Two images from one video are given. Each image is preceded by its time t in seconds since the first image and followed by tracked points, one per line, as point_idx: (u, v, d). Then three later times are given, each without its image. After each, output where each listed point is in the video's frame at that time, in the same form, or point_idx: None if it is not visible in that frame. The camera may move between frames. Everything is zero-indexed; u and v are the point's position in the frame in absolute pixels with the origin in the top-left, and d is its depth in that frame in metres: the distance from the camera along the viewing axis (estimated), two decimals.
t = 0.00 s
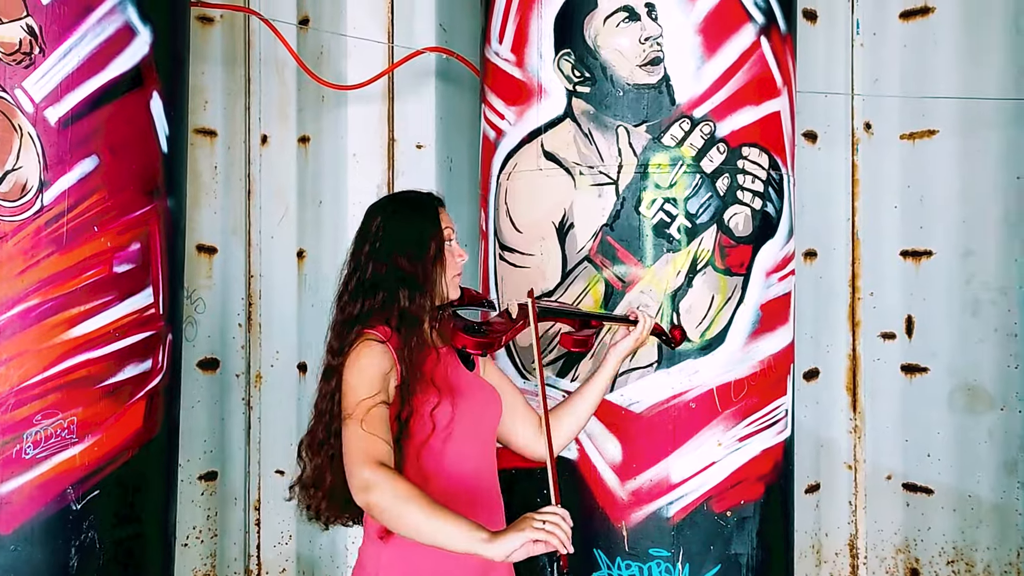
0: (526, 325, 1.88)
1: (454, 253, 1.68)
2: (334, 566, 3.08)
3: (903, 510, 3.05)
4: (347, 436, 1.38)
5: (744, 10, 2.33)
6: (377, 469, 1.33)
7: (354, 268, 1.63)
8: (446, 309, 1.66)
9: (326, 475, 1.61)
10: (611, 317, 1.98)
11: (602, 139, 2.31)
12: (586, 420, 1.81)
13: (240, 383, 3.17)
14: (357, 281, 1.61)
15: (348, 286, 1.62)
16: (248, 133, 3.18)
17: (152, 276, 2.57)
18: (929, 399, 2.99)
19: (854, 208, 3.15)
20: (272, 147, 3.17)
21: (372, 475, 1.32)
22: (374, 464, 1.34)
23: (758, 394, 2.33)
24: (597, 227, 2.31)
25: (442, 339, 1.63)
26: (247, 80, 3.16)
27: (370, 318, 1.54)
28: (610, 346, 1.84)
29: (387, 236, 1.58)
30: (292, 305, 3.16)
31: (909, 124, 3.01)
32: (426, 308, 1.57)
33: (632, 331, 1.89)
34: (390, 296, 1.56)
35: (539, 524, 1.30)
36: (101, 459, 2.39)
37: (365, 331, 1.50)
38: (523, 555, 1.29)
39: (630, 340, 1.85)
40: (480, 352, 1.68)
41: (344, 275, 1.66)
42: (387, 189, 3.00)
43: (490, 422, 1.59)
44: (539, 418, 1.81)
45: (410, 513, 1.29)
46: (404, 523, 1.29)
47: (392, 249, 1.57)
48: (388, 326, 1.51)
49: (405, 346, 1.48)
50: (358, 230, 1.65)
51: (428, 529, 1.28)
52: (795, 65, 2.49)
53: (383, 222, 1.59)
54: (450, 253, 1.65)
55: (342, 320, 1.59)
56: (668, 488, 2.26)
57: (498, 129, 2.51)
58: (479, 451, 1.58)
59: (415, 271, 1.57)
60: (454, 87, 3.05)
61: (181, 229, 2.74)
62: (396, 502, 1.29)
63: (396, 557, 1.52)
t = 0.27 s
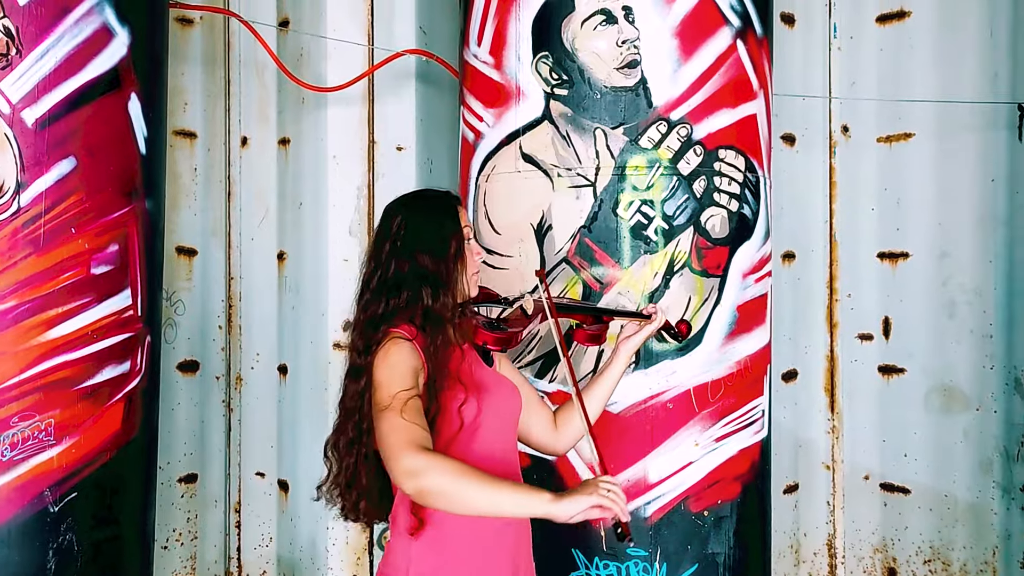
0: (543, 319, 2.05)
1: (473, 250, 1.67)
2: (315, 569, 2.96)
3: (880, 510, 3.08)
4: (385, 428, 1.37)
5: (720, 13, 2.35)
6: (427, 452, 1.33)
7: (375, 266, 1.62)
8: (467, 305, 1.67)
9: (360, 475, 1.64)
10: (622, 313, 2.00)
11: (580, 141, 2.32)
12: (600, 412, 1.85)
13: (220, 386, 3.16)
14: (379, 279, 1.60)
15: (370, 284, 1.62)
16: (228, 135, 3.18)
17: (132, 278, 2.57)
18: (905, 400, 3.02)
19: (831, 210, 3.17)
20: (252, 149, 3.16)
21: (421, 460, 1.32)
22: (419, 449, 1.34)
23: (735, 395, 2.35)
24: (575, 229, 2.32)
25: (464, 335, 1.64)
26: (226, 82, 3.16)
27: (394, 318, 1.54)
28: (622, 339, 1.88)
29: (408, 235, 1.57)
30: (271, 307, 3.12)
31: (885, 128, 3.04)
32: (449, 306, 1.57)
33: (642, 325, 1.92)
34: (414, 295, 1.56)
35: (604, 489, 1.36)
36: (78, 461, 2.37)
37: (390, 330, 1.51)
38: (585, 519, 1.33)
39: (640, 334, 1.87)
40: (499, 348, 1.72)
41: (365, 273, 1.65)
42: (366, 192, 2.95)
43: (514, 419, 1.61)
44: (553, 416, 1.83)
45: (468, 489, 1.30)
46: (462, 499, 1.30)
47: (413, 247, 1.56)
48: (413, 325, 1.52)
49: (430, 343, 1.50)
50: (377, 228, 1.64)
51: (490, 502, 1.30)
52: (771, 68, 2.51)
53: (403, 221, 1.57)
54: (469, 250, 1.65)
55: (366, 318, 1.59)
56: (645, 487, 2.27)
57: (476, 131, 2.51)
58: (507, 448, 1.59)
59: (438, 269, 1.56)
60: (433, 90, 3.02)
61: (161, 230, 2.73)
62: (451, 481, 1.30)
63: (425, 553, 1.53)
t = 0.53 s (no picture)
0: (545, 316, 2.28)
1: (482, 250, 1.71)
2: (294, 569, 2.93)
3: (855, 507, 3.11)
4: (430, 416, 1.40)
5: (696, 14, 2.37)
6: (480, 424, 1.38)
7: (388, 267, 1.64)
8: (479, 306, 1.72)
9: (391, 479, 1.63)
10: (614, 312, 2.22)
11: (557, 141, 2.33)
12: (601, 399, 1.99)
13: (197, 387, 3.15)
14: (394, 280, 1.63)
15: (385, 285, 1.64)
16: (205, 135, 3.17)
17: (107, 278, 2.55)
18: (880, 398, 3.05)
19: (808, 210, 3.20)
20: (229, 149, 3.15)
21: (479, 432, 1.36)
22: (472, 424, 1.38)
23: (711, 393, 2.36)
24: (552, 228, 2.33)
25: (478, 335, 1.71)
26: (204, 82, 3.15)
27: (414, 319, 1.57)
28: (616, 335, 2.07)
29: (423, 237, 1.59)
30: (250, 306, 3.11)
31: (861, 129, 3.08)
32: (466, 308, 1.61)
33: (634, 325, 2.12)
34: (432, 297, 1.59)
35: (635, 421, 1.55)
36: (54, 461, 2.35)
37: (410, 331, 1.55)
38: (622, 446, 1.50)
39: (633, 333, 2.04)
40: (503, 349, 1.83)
41: (377, 274, 1.67)
42: (345, 191, 2.93)
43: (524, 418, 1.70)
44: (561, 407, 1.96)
45: (526, 443, 1.39)
46: (522, 454, 1.39)
47: (429, 249, 1.59)
48: (432, 326, 1.57)
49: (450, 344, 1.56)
50: (386, 230, 1.66)
51: (547, 447, 1.41)
52: (745, 69, 2.53)
53: (417, 223, 1.60)
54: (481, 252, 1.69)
55: (384, 319, 1.62)
56: (622, 485, 2.28)
57: (454, 131, 2.52)
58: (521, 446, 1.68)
59: (453, 270, 1.60)
60: (412, 90, 3.02)
61: (137, 230, 2.71)
62: (510, 442, 1.37)
63: (449, 555, 1.57)
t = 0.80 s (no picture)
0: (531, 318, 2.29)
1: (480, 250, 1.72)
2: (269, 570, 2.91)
3: (829, 503, 3.14)
4: (455, 409, 1.43)
5: (670, 14, 2.38)
6: (503, 412, 1.45)
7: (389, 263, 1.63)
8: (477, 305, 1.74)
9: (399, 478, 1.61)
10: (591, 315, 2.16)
11: (532, 140, 2.33)
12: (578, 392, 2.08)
13: (172, 387, 3.12)
14: (396, 276, 1.62)
15: (386, 280, 1.63)
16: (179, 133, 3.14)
17: (79, 277, 2.52)
18: (853, 396, 3.08)
19: (783, 208, 3.22)
20: (203, 146, 3.12)
21: (505, 423, 1.43)
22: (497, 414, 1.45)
23: (685, 391, 2.37)
24: (528, 227, 2.33)
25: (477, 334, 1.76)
26: (177, 78, 3.13)
27: (418, 316, 1.57)
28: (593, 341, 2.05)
29: (428, 234, 1.59)
30: (225, 304, 3.08)
31: (835, 128, 3.10)
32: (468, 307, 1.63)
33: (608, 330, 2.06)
34: (437, 295, 1.59)
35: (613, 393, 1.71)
36: (23, 463, 2.33)
37: (414, 329, 1.56)
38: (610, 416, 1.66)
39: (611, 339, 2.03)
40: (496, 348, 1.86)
41: (376, 269, 1.65)
42: (321, 189, 2.92)
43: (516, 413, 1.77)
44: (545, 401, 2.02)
45: (544, 424, 1.50)
46: (543, 434, 1.49)
47: (434, 246, 1.59)
48: (435, 324, 1.57)
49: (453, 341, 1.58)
50: (388, 225, 1.65)
51: (560, 424, 1.53)
52: (720, 69, 2.54)
53: (423, 220, 1.60)
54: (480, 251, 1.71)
55: (386, 316, 1.61)
56: (597, 484, 2.29)
57: (429, 129, 2.51)
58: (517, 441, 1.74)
59: (458, 269, 1.60)
60: (388, 88, 3.02)
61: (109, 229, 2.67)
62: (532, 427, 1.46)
63: (456, 555, 1.61)
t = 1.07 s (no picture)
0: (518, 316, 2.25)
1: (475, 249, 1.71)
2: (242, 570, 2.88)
3: (803, 500, 3.17)
4: (470, 403, 1.43)
5: (644, 12, 2.39)
6: (517, 400, 1.45)
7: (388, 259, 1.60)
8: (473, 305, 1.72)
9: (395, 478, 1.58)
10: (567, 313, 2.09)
11: (506, 138, 2.33)
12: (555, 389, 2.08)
13: (143, 387, 3.08)
14: (395, 273, 1.59)
15: (383, 277, 1.60)
16: (151, 130, 3.10)
17: (46, 275, 2.48)
18: (826, 393, 3.10)
19: (757, 208, 3.24)
20: (175, 144, 3.08)
21: (523, 410, 1.44)
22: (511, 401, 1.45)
23: (659, 389, 2.38)
24: (501, 226, 2.33)
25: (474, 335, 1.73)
26: (148, 75, 3.09)
27: (419, 313, 1.54)
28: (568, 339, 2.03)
29: (428, 232, 1.57)
30: (197, 303, 3.05)
31: (808, 128, 3.12)
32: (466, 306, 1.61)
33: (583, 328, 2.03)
34: (437, 293, 1.56)
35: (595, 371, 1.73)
36: None
37: (416, 326, 1.52)
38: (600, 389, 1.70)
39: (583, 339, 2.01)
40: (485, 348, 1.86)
41: (371, 265, 1.62)
42: (294, 187, 2.89)
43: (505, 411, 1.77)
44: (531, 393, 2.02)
45: (553, 402, 1.52)
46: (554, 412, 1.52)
47: (434, 243, 1.57)
48: (435, 322, 1.54)
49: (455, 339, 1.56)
50: (384, 222, 1.62)
51: (565, 401, 1.56)
52: (693, 67, 2.55)
53: (423, 217, 1.58)
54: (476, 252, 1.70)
55: (384, 312, 1.57)
56: (571, 482, 2.29)
57: (403, 127, 2.50)
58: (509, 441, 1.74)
59: (458, 266, 1.58)
60: (363, 86, 3.00)
61: (77, 226, 2.63)
62: (546, 410, 1.48)
63: (455, 555, 1.58)
